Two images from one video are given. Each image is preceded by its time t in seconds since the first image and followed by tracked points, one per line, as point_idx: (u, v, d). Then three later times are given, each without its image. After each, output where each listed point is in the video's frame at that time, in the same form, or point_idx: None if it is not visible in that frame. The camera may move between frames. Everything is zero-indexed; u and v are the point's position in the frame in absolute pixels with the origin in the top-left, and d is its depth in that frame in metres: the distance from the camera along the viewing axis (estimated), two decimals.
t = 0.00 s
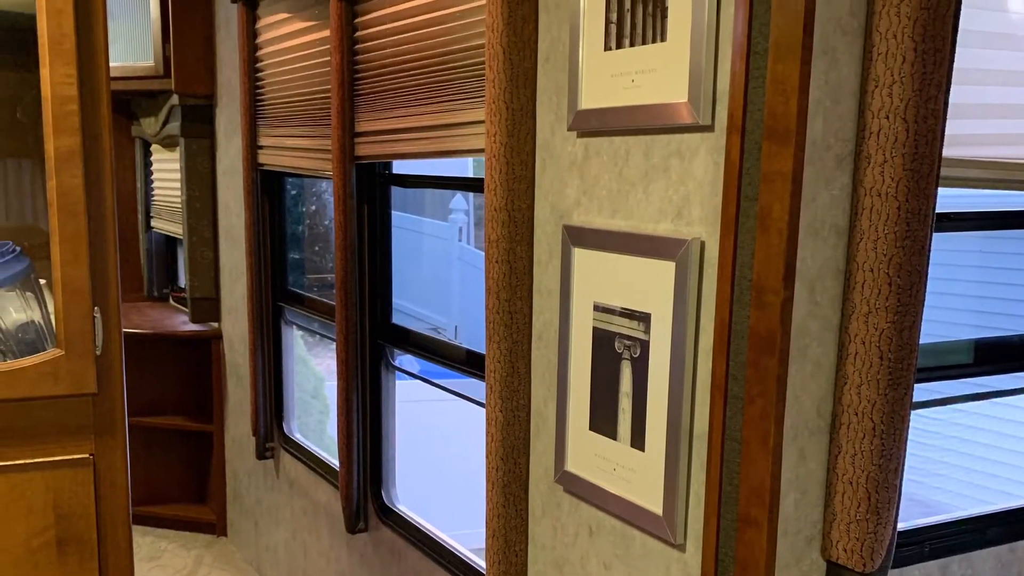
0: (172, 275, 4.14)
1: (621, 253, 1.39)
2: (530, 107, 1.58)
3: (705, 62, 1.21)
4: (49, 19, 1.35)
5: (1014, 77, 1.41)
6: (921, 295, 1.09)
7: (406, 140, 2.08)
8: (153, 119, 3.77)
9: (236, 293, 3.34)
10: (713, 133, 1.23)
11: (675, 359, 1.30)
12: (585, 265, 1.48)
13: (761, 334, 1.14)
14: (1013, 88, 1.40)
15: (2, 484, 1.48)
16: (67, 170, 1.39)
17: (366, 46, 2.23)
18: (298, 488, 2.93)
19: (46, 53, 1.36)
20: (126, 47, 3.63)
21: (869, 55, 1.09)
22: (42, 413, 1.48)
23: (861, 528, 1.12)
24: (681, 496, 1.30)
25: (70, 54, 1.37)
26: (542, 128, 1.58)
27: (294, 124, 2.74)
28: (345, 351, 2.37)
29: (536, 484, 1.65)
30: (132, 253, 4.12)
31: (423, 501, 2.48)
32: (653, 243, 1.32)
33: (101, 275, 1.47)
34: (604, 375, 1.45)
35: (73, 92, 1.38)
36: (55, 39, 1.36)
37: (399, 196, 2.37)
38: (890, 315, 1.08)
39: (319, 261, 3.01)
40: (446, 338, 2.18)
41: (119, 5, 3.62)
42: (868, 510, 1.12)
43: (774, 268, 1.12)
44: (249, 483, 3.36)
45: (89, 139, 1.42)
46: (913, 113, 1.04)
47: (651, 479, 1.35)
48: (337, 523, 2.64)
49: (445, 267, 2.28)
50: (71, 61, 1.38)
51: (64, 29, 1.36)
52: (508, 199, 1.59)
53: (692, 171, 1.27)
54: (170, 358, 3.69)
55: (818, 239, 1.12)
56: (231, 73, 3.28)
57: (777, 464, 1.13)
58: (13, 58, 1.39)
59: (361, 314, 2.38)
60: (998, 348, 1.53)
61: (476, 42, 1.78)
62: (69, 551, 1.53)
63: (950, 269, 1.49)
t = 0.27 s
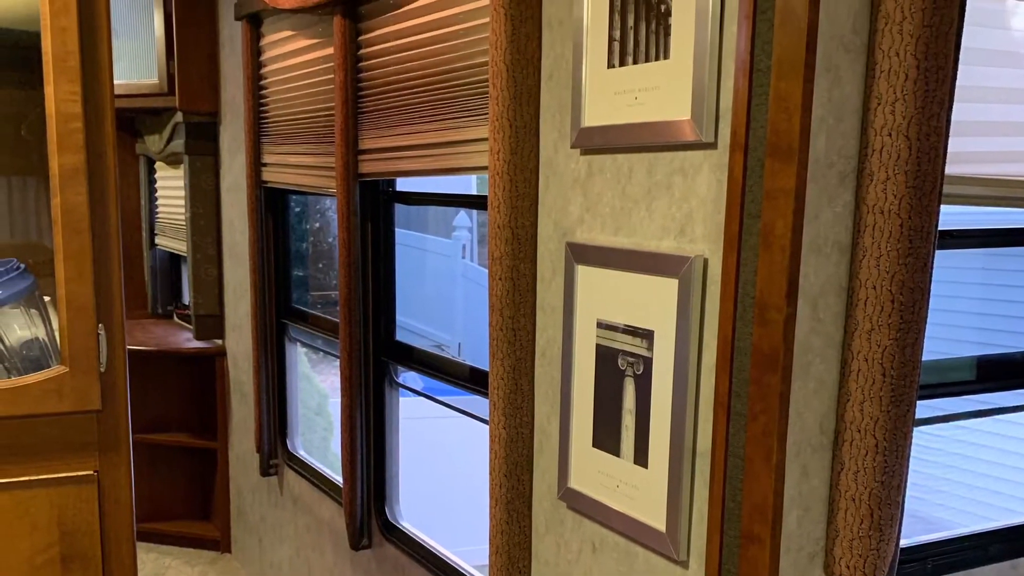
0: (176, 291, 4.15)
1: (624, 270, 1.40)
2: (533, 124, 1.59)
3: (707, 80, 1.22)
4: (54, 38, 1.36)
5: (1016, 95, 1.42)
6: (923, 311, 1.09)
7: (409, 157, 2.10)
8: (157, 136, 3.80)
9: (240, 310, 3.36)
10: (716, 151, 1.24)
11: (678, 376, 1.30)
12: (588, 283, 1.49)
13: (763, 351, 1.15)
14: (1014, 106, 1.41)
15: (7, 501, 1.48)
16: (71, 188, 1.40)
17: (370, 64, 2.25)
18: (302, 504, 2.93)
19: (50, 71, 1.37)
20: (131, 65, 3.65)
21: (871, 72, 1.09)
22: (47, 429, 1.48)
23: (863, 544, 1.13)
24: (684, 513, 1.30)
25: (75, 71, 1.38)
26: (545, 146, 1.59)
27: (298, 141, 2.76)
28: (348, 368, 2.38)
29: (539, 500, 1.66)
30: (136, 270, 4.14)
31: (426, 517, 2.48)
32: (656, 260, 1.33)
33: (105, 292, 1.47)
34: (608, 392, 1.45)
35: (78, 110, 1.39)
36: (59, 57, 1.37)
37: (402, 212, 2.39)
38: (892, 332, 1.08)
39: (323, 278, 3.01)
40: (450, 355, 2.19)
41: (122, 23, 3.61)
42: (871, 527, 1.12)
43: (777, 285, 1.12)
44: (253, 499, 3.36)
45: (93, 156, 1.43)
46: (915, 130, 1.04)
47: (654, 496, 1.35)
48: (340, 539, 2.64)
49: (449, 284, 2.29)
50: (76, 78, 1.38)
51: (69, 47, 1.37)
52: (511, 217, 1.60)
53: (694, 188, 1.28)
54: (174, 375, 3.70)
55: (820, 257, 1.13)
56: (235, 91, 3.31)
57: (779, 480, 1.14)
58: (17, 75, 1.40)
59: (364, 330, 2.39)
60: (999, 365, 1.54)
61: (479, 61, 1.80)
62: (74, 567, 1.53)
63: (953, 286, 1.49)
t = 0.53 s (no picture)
0: (180, 308, 4.17)
1: (628, 287, 1.41)
2: (537, 142, 1.60)
3: (711, 98, 1.23)
4: (58, 55, 1.37)
5: (1016, 113, 1.43)
6: (927, 327, 1.09)
7: (413, 174, 2.11)
8: (161, 153, 3.82)
9: (244, 327, 3.37)
10: (719, 168, 1.25)
11: (682, 393, 1.30)
12: (591, 301, 1.50)
13: (767, 368, 1.15)
14: (1013, 124, 1.42)
15: (12, 518, 1.48)
16: (75, 206, 1.41)
17: (375, 81, 2.27)
18: (306, 521, 2.93)
19: (55, 89, 1.38)
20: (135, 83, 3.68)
21: (874, 90, 1.10)
22: (52, 447, 1.49)
23: (866, 562, 1.13)
24: (687, 531, 1.30)
25: (79, 89, 1.39)
26: (549, 163, 1.60)
27: (302, 159, 2.78)
28: (352, 385, 2.39)
29: (542, 517, 1.66)
30: (140, 286, 4.15)
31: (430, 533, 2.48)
32: (659, 277, 1.34)
33: (109, 309, 1.48)
34: (611, 409, 1.46)
35: (82, 127, 1.40)
36: (64, 74, 1.38)
37: (405, 230, 2.40)
38: (895, 349, 1.08)
39: (327, 296, 3.01)
40: (451, 372, 2.20)
41: (126, 41, 3.64)
42: (874, 544, 1.12)
43: (780, 301, 1.13)
44: (258, 516, 3.36)
45: (99, 174, 1.44)
46: (918, 148, 1.05)
47: (656, 511, 1.36)
48: (344, 557, 2.64)
49: (451, 301, 2.29)
50: (80, 97, 1.39)
51: (73, 64, 1.38)
52: (515, 235, 1.61)
53: (698, 205, 1.29)
54: (177, 391, 3.71)
55: (823, 274, 1.13)
56: (240, 108, 3.33)
57: (783, 497, 1.14)
58: (23, 93, 1.41)
59: (367, 347, 2.40)
60: (1002, 382, 1.55)
61: (482, 79, 1.81)
62: None
63: (955, 303, 1.50)
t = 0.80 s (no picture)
0: (183, 325, 4.18)
1: (631, 304, 1.41)
2: (540, 160, 1.62)
3: (714, 117, 1.24)
4: (63, 73, 1.38)
5: (1015, 130, 1.43)
6: (928, 344, 1.10)
7: (417, 192, 2.13)
8: (165, 171, 3.84)
9: (248, 344, 3.38)
10: (722, 186, 1.26)
11: (685, 410, 1.31)
12: (595, 318, 1.50)
13: (770, 385, 1.16)
14: (1013, 141, 1.43)
15: (15, 535, 1.48)
16: (80, 223, 1.42)
17: (379, 99, 2.29)
18: (310, 537, 2.93)
19: (59, 106, 1.38)
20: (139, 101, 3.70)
21: (876, 107, 1.11)
22: (58, 464, 1.49)
23: None
24: (690, 549, 1.31)
25: (83, 106, 1.40)
26: (553, 180, 1.61)
27: (306, 176, 2.79)
28: (356, 402, 2.39)
29: (544, 534, 1.67)
30: (145, 304, 4.17)
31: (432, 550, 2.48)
32: (662, 294, 1.35)
33: (114, 328, 1.49)
34: (614, 426, 1.46)
35: (86, 145, 1.41)
36: (68, 92, 1.39)
37: (409, 248, 2.41)
38: (898, 366, 1.09)
39: (331, 313, 3.03)
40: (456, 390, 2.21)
41: (131, 60, 3.66)
42: (876, 561, 1.12)
43: (783, 318, 1.14)
44: (261, 534, 3.36)
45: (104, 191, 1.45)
46: (920, 166, 1.06)
47: (659, 528, 1.36)
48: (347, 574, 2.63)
49: (455, 319, 2.30)
50: (84, 114, 1.40)
51: (77, 82, 1.39)
52: (518, 252, 1.62)
53: (701, 223, 1.29)
54: (181, 408, 3.71)
55: (826, 290, 1.14)
56: (244, 126, 3.35)
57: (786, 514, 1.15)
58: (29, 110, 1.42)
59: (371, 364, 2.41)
60: (1003, 399, 1.56)
61: (485, 97, 1.83)
62: None
63: (959, 321, 1.50)
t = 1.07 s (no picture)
0: (187, 342, 4.19)
1: (634, 321, 1.42)
2: (544, 177, 1.63)
3: (715, 136, 1.26)
4: (68, 90, 1.40)
5: (1015, 148, 1.44)
6: (930, 361, 1.11)
7: (421, 209, 2.14)
8: (169, 188, 3.87)
9: (252, 361, 3.39)
10: (725, 203, 1.27)
11: (688, 427, 1.31)
12: (598, 335, 1.51)
13: (774, 402, 1.16)
14: (1014, 159, 1.44)
15: (19, 551, 1.49)
16: (84, 240, 1.43)
17: (383, 116, 2.31)
18: (314, 554, 2.93)
19: (64, 123, 1.40)
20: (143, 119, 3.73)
21: (878, 125, 1.12)
22: (62, 481, 1.50)
23: None
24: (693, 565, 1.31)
25: (88, 124, 1.42)
26: (557, 198, 1.63)
27: (310, 194, 2.81)
28: (359, 418, 2.39)
29: (548, 551, 1.67)
30: (149, 321, 4.19)
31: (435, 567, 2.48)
32: (665, 311, 1.36)
33: (118, 343, 1.50)
34: (618, 443, 1.47)
35: (90, 162, 1.42)
36: (73, 110, 1.40)
37: (412, 265, 2.42)
38: (901, 383, 1.10)
39: (335, 330, 3.04)
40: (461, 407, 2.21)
41: (136, 78, 3.70)
42: None
43: (786, 335, 1.14)
44: (265, 551, 3.35)
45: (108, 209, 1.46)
46: (923, 184, 1.07)
47: (663, 545, 1.36)
48: None
49: (458, 336, 2.31)
50: (89, 132, 1.42)
51: (81, 100, 1.41)
52: (521, 269, 1.63)
53: (704, 240, 1.30)
54: (185, 425, 3.72)
55: (830, 307, 1.15)
56: (248, 143, 3.38)
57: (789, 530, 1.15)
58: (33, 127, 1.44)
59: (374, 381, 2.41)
60: (1004, 417, 1.56)
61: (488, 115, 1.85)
62: None
63: (961, 338, 1.51)
